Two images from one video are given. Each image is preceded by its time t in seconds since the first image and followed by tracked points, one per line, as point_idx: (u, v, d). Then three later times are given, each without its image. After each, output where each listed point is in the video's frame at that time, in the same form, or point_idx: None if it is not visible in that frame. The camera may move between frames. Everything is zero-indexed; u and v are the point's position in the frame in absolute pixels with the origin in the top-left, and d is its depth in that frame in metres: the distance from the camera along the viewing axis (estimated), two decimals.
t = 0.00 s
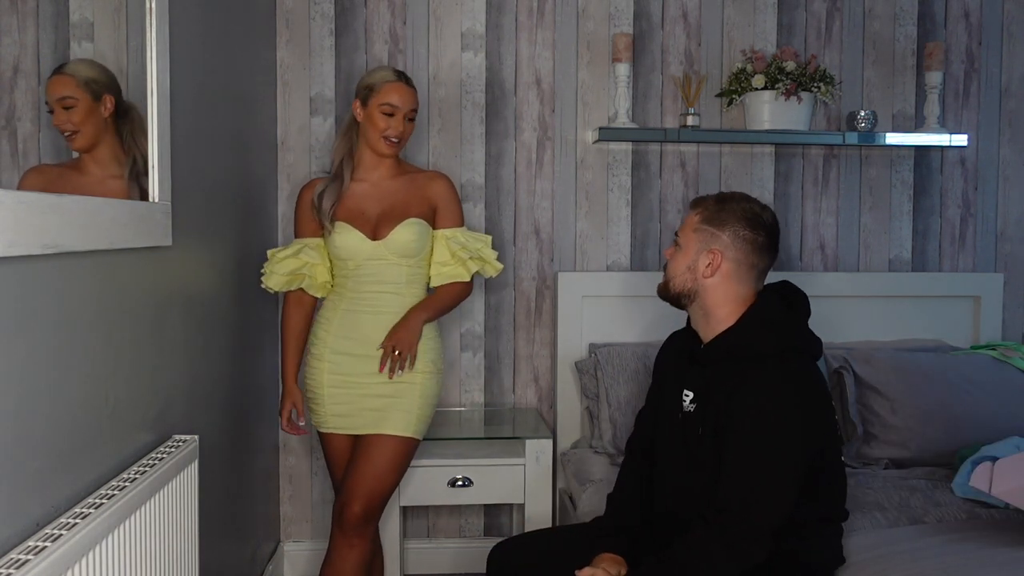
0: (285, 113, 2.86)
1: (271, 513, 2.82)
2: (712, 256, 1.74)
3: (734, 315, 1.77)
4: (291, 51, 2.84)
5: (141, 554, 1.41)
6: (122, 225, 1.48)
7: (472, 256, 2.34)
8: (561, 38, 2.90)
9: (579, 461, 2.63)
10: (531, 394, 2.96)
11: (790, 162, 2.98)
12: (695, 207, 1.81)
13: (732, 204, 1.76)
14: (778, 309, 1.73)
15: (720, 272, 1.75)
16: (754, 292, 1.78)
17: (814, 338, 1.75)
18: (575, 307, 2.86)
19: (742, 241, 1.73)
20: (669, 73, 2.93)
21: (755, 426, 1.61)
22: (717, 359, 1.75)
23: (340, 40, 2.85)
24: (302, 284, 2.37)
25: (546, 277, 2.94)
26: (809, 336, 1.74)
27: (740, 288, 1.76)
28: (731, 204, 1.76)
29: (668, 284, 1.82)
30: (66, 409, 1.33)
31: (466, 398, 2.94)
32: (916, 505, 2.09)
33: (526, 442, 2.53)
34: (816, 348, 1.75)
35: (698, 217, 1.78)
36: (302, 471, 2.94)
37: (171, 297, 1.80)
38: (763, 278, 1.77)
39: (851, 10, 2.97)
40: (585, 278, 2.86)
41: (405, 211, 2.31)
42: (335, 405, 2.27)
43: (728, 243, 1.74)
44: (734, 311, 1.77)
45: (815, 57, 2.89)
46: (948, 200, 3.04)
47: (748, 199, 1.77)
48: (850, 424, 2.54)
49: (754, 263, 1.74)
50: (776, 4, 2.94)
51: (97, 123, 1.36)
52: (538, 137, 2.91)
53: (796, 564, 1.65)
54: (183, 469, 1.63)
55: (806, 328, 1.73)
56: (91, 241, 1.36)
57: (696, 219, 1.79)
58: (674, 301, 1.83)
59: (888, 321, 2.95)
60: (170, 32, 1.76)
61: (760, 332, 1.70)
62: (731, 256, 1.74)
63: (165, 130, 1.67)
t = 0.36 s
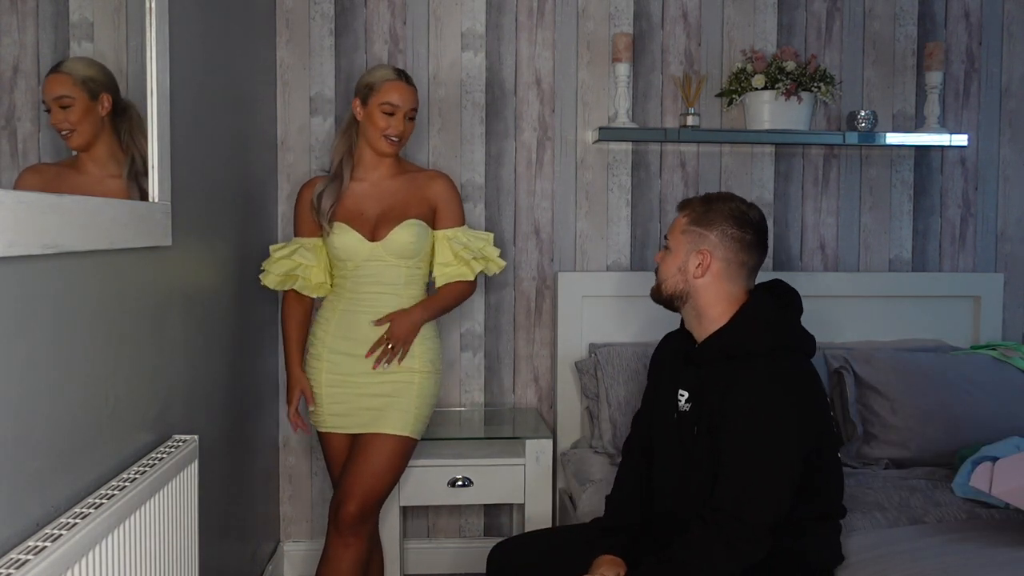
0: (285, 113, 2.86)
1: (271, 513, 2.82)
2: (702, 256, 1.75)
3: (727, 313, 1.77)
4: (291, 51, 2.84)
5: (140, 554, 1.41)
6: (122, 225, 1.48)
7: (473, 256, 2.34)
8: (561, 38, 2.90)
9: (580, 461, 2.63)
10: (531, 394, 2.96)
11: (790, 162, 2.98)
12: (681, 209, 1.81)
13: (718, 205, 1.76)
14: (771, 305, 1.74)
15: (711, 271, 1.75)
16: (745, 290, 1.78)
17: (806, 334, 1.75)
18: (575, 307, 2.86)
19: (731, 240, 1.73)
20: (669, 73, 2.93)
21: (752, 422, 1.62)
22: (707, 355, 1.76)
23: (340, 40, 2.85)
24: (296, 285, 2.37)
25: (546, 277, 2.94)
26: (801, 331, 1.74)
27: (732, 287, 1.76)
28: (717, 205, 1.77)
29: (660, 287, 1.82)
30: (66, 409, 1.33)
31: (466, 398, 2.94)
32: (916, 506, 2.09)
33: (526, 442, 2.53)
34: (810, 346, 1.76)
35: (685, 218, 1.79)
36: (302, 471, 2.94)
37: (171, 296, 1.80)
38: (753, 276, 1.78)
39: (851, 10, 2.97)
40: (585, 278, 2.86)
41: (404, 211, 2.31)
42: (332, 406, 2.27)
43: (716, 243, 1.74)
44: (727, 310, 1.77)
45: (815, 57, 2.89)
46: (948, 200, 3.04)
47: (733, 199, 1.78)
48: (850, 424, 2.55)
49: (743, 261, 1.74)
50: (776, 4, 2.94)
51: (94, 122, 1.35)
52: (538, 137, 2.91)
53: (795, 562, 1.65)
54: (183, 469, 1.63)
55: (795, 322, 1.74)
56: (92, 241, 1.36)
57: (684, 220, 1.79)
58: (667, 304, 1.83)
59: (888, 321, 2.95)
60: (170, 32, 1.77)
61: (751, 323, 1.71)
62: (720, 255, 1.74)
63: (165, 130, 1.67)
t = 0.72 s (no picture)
0: (285, 113, 2.86)
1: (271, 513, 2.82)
2: (688, 263, 1.74)
3: (727, 312, 1.77)
4: (291, 52, 2.84)
5: (140, 554, 1.41)
6: (122, 226, 1.48)
7: (470, 258, 2.34)
8: (561, 38, 2.90)
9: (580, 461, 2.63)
10: (531, 394, 2.96)
11: (790, 162, 2.98)
12: (661, 218, 1.81)
13: (694, 210, 1.75)
14: (768, 306, 1.74)
15: (700, 277, 1.75)
16: (739, 286, 1.77)
17: (807, 333, 1.75)
18: (575, 307, 2.86)
19: (714, 243, 1.72)
20: (669, 73, 2.93)
21: (752, 421, 1.62)
22: (707, 355, 1.76)
23: (340, 40, 2.85)
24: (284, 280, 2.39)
25: (546, 277, 2.94)
26: (802, 330, 1.73)
27: (724, 287, 1.75)
28: (693, 210, 1.75)
29: (657, 298, 1.82)
30: (66, 410, 1.33)
31: (466, 397, 2.94)
32: (916, 506, 2.09)
33: (526, 442, 2.53)
34: (811, 346, 1.75)
35: (665, 229, 1.78)
36: (302, 471, 2.94)
37: (171, 295, 1.80)
38: (745, 271, 1.76)
39: (851, 10, 2.97)
40: (585, 278, 2.86)
41: (403, 211, 2.31)
42: (330, 406, 2.27)
43: (699, 248, 1.73)
44: (726, 310, 1.77)
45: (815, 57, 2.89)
46: (948, 200, 3.04)
47: (707, 198, 1.76)
48: (850, 425, 2.51)
49: (731, 260, 1.73)
50: (776, 4, 2.94)
51: (95, 121, 1.35)
52: (538, 137, 2.91)
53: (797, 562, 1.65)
54: (183, 469, 1.63)
55: (795, 320, 1.73)
56: (93, 241, 1.36)
57: (665, 230, 1.78)
58: (668, 312, 1.83)
59: (888, 321, 2.95)
60: (170, 32, 1.77)
61: (751, 324, 1.71)
62: (706, 259, 1.73)
63: (165, 130, 1.67)
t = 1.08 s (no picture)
0: (285, 113, 2.86)
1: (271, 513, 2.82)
2: (695, 263, 1.74)
3: (730, 315, 1.77)
4: (291, 52, 2.84)
5: (140, 554, 1.41)
6: (122, 226, 1.48)
7: (466, 257, 2.35)
8: (561, 38, 2.90)
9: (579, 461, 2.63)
10: (531, 395, 2.96)
11: (790, 162, 2.98)
12: (670, 216, 1.81)
13: (704, 209, 1.75)
14: (769, 308, 1.74)
15: (706, 276, 1.75)
16: (744, 288, 1.77)
17: (810, 334, 1.74)
18: (575, 307, 2.86)
19: (721, 243, 1.72)
20: (669, 73, 2.93)
21: (755, 422, 1.62)
22: (709, 356, 1.76)
23: (340, 40, 2.85)
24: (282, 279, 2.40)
25: (546, 277, 2.94)
26: (804, 331, 1.73)
27: (729, 288, 1.75)
28: (703, 209, 1.75)
29: (661, 296, 1.82)
30: (66, 409, 1.33)
31: (466, 397, 2.94)
32: (916, 506, 2.09)
33: (526, 442, 2.53)
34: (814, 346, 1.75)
35: (674, 226, 1.78)
36: (302, 471, 2.94)
37: (171, 296, 1.80)
38: (750, 273, 1.76)
39: (851, 10, 2.97)
40: (585, 278, 2.86)
41: (396, 210, 2.31)
42: (327, 405, 2.27)
43: (707, 247, 1.73)
44: (729, 311, 1.77)
45: (815, 57, 2.89)
46: (948, 200, 3.04)
47: (719, 199, 1.76)
48: (850, 425, 2.51)
49: (737, 261, 1.73)
50: (776, 4, 2.94)
51: (97, 120, 1.36)
52: (538, 137, 2.91)
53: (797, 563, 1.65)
54: (183, 468, 1.63)
55: (798, 321, 1.73)
56: (92, 241, 1.36)
57: (673, 228, 1.78)
58: (670, 311, 1.83)
59: (888, 321, 2.95)
60: (170, 32, 1.77)
61: (751, 324, 1.71)
62: (712, 260, 1.73)
63: (164, 130, 1.67)
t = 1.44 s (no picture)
0: (285, 113, 2.86)
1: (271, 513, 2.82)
2: (694, 265, 1.74)
3: (729, 317, 1.77)
4: (291, 52, 2.84)
5: (140, 554, 1.41)
6: (122, 226, 1.48)
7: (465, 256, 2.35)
8: (561, 38, 2.90)
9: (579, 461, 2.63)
10: (531, 395, 2.96)
11: (790, 162, 2.98)
12: (669, 218, 1.81)
13: (703, 211, 1.75)
14: (768, 310, 1.74)
15: (705, 279, 1.74)
16: (743, 290, 1.77)
17: (810, 334, 1.74)
18: (575, 307, 2.86)
19: (721, 245, 1.72)
20: (669, 73, 2.93)
21: (755, 422, 1.62)
22: (709, 358, 1.76)
23: (340, 40, 2.85)
24: (289, 283, 2.37)
25: (546, 277, 2.94)
26: (803, 331, 1.73)
27: (728, 290, 1.75)
28: (703, 211, 1.75)
29: (660, 298, 1.82)
30: (66, 409, 1.33)
31: (466, 397, 2.94)
32: (917, 506, 2.09)
33: (526, 442, 2.53)
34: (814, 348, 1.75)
35: (673, 229, 1.78)
36: (302, 471, 2.93)
37: (171, 295, 1.80)
38: (749, 275, 1.76)
39: (851, 10, 2.97)
40: (585, 278, 2.86)
41: (394, 211, 2.31)
42: (326, 405, 2.27)
43: (707, 250, 1.73)
44: (729, 314, 1.77)
45: (814, 57, 2.89)
46: (948, 200, 3.04)
47: (719, 201, 1.76)
48: (850, 424, 2.51)
49: (737, 263, 1.73)
50: (776, 4, 2.94)
51: (100, 121, 1.37)
52: (538, 137, 2.91)
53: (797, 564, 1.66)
54: (183, 469, 1.63)
55: (798, 323, 1.73)
56: (92, 241, 1.36)
57: (673, 230, 1.78)
58: (669, 313, 1.83)
59: (888, 321, 2.95)
60: (170, 32, 1.76)
61: (750, 326, 1.71)
62: (712, 262, 1.73)
63: (164, 129, 1.67)
